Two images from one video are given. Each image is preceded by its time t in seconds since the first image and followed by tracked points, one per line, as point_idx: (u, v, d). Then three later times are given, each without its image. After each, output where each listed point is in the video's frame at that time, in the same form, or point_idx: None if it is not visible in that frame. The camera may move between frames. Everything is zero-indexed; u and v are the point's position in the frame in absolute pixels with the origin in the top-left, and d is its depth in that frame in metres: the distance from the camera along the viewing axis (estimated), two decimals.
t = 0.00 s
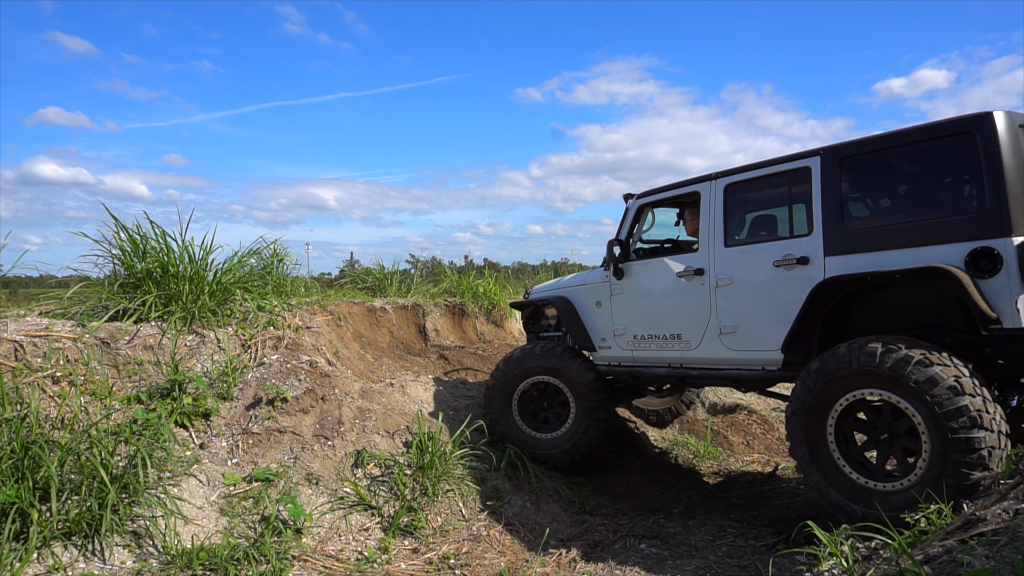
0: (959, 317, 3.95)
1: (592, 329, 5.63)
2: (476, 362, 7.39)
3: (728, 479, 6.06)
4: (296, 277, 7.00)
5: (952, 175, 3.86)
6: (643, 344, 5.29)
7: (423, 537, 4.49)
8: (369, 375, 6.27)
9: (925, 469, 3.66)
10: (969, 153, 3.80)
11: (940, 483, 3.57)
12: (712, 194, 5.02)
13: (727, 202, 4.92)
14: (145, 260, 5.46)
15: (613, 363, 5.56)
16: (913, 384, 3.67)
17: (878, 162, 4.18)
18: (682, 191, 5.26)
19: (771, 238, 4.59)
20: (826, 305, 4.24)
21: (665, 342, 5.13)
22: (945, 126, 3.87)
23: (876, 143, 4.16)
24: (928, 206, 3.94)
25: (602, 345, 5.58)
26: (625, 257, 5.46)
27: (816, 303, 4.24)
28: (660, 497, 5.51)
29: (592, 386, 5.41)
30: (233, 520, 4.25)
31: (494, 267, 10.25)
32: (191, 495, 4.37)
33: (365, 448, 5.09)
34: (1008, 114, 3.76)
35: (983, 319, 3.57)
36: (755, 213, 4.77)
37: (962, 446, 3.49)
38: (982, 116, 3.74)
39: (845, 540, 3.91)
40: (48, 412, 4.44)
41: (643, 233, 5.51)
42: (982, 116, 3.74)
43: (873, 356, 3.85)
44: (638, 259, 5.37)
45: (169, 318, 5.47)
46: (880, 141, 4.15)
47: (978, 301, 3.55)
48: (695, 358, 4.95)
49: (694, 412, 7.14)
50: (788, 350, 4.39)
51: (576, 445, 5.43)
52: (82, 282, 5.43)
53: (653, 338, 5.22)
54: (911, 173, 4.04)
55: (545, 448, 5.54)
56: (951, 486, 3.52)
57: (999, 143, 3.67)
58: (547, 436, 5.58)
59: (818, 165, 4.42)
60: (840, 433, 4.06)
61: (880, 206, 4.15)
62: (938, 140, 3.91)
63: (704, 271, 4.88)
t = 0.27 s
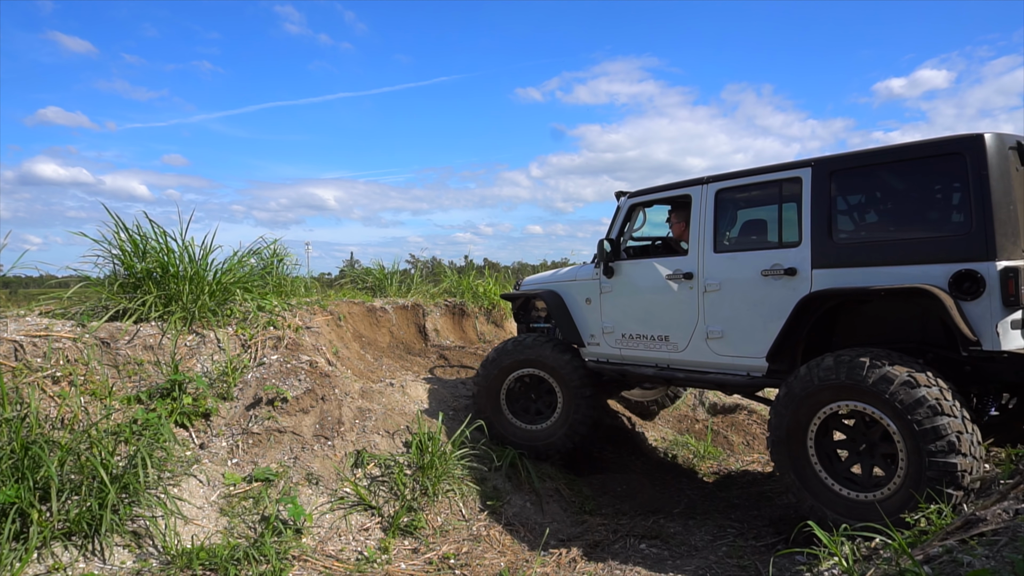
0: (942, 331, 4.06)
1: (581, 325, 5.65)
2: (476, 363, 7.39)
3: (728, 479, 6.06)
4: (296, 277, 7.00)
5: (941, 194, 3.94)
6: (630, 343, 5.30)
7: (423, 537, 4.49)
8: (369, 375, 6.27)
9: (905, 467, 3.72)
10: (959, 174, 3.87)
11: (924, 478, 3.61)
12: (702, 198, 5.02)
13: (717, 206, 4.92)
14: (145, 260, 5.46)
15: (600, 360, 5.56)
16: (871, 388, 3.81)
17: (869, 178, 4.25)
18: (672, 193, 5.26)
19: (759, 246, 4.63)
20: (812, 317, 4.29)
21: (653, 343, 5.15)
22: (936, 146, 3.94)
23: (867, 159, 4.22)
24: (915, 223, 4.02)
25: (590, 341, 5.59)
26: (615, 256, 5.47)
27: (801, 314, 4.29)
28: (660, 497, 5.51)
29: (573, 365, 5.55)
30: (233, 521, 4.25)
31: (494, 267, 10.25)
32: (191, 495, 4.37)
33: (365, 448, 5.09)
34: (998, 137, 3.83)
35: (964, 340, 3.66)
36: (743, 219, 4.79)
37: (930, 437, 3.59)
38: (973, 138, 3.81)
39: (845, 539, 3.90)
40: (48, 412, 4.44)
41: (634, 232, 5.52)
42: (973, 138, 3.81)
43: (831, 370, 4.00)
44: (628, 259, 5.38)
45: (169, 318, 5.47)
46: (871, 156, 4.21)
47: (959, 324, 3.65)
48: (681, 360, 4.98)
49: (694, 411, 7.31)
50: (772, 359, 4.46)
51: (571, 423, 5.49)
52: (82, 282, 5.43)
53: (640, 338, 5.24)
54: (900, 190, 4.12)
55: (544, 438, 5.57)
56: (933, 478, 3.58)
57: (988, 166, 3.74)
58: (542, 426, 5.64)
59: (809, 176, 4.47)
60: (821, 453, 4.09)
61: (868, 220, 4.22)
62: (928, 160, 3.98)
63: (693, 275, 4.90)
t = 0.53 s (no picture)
0: (938, 335, 4.07)
1: (578, 323, 5.64)
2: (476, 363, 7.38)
3: (728, 479, 6.06)
4: (296, 278, 7.01)
5: (939, 199, 3.95)
6: (627, 342, 5.30)
7: (423, 537, 4.49)
8: (369, 375, 6.27)
9: (900, 466, 3.73)
10: (957, 179, 3.89)
11: (919, 475, 3.62)
12: (701, 199, 5.02)
13: (715, 208, 4.92)
14: (145, 260, 5.47)
15: (597, 359, 5.56)
16: (862, 389, 3.84)
17: (866, 182, 4.25)
18: (671, 194, 5.25)
19: (758, 247, 4.62)
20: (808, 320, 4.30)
21: (650, 343, 5.15)
22: (935, 151, 3.95)
23: (866, 163, 4.22)
24: (913, 228, 4.03)
25: (587, 340, 5.58)
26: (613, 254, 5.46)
27: (798, 316, 4.30)
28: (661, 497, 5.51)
29: (566, 359, 5.58)
30: (233, 520, 4.25)
31: (494, 267, 10.25)
32: (191, 495, 4.37)
33: (365, 448, 5.08)
34: (996, 143, 3.84)
35: (959, 345, 3.68)
36: (741, 221, 4.79)
37: (922, 433, 3.62)
38: (972, 144, 3.82)
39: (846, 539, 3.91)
40: (48, 412, 4.44)
41: (632, 231, 5.52)
42: (972, 144, 3.82)
43: (821, 374, 4.02)
44: (626, 258, 5.38)
45: (169, 318, 5.47)
46: (870, 160, 4.21)
47: (955, 328, 3.66)
48: (678, 360, 4.98)
49: (693, 411, 7.34)
50: (769, 361, 4.47)
51: (568, 416, 5.50)
52: (82, 282, 5.43)
53: (637, 337, 5.24)
54: (897, 194, 4.13)
55: (544, 435, 5.56)
56: (928, 475, 3.60)
57: (987, 171, 3.75)
58: (540, 422, 5.64)
59: (807, 179, 4.47)
60: (817, 457, 4.09)
61: (865, 224, 4.22)
62: (927, 164, 3.99)
63: (691, 275, 4.90)
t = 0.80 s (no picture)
0: (938, 335, 4.08)
1: (578, 323, 5.64)
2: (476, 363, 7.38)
3: (728, 479, 6.06)
4: (296, 278, 7.01)
5: (940, 198, 3.95)
6: (628, 341, 5.30)
7: (423, 537, 4.49)
8: (369, 375, 6.27)
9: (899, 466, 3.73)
10: (957, 178, 3.89)
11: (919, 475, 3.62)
12: (702, 198, 5.02)
13: (716, 207, 4.92)
14: (145, 260, 5.47)
15: (597, 358, 5.56)
16: (862, 389, 3.84)
17: (867, 181, 4.25)
18: (672, 193, 5.25)
19: (758, 246, 4.62)
20: (809, 319, 4.30)
21: (650, 342, 5.15)
22: (936, 150, 3.95)
23: (866, 162, 4.23)
24: (914, 227, 4.03)
25: (588, 339, 5.58)
26: (614, 254, 5.46)
27: (798, 316, 4.30)
28: (661, 497, 5.51)
29: (567, 359, 5.57)
30: (233, 520, 4.25)
31: (494, 267, 10.25)
32: (191, 495, 4.37)
33: (365, 448, 5.08)
34: (997, 142, 3.84)
35: (960, 344, 3.68)
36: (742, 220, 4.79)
37: (922, 433, 3.62)
38: (973, 143, 3.82)
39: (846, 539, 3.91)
40: (48, 412, 4.44)
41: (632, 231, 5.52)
42: (972, 143, 3.82)
43: (821, 374, 4.02)
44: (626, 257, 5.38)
45: (169, 318, 5.47)
46: (870, 159, 4.21)
47: (955, 327, 3.66)
48: (678, 359, 4.98)
49: (694, 411, 7.34)
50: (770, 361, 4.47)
51: (568, 417, 5.50)
52: (82, 282, 5.43)
53: (638, 336, 5.24)
54: (898, 194, 4.13)
55: (544, 435, 5.56)
56: (928, 475, 3.60)
57: (987, 170, 3.75)
58: (540, 422, 5.64)
59: (808, 178, 4.47)
60: (817, 457, 4.08)
61: (866, 224, 4.22)
62: (928, 163, 3.99)
63: (691, 275, 4.91)
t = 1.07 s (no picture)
0: (930, 338, 4.08)
1: (575, 320, 5.66)
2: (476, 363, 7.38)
3: (728, 479, 6.06)
4: (296, 278, 7.01)
5: (934, 203, 3.96)
6: (623, 339, 5.32)
7: (423, 537, 4.49)
8: (369, 375, 6.27)
9: (887, 465, 3.75)
10: (952, 183, 3.89)
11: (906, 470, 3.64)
12: (699, 199, 5.03)
13: (713, 208, 4.93)
14: (145, 260, 5.47)
15: (593, 355, 5.59)
16: (841, 391, 3.89)
17: (862, 184, 4.26)
18: (670, 193, 5.25)
19: (754, 247, 4.64)
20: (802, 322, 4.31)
21: (645, 340, 5.16)
22: (931, 155, 3.95)
23: (861, 165, 4.23)
24: (907, 231, 4.04)
25: (584, 336, 5.60)
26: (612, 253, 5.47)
27: (792, 320, 4.32)
28: (661, 497, 5.51)
29: (552, 349, 5.63)
30: (233, 520, 4.25)
31: (494, 267, 10.25)
32: (191, 495, 4.37)
33: (365, 448, 5.08)
34: (992, 147, 3.84)
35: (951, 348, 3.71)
36: (738, 222, 4.80)
37: (903, 427, 3.66)
38: (967, 149, 3.82)
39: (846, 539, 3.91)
40: (48, 412, 4.44)
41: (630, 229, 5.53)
42: (967, 148, 3.82)
43: (802, 381, 4.08)
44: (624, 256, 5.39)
45: (169, 318, 5.47)
46: (866, 163, 4.22)
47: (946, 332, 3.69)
48: (673, 358, 5.00)
49: (694, 411, 7.34)
50: (763, 362, 4.49)
51: (566, 405, 5.54)
52: (82, 282, 5.43)
53: (633, 335, 5.25)
54: (893, 197, 4.14)
55: (546, 427, 5.62)
56: (915, 467, 3.61)
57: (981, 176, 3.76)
58: (540, 416, 5.68)
59: (804, 180, 4.48)
60: (808, 464, 4.10)
61: (860, 227, 4.23)
62: (923, 168, 3.99)
63: (687, 274, 4.92)
